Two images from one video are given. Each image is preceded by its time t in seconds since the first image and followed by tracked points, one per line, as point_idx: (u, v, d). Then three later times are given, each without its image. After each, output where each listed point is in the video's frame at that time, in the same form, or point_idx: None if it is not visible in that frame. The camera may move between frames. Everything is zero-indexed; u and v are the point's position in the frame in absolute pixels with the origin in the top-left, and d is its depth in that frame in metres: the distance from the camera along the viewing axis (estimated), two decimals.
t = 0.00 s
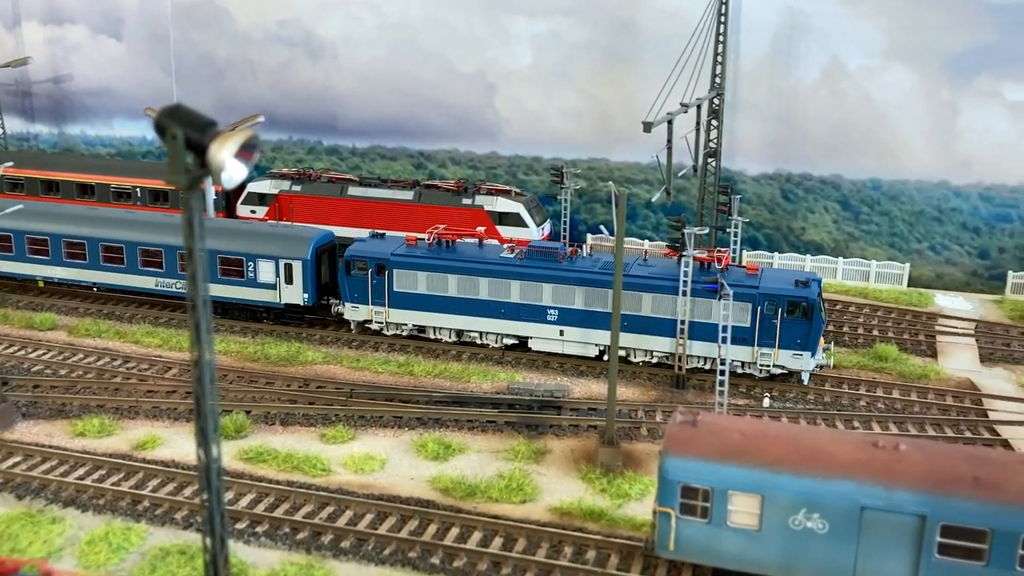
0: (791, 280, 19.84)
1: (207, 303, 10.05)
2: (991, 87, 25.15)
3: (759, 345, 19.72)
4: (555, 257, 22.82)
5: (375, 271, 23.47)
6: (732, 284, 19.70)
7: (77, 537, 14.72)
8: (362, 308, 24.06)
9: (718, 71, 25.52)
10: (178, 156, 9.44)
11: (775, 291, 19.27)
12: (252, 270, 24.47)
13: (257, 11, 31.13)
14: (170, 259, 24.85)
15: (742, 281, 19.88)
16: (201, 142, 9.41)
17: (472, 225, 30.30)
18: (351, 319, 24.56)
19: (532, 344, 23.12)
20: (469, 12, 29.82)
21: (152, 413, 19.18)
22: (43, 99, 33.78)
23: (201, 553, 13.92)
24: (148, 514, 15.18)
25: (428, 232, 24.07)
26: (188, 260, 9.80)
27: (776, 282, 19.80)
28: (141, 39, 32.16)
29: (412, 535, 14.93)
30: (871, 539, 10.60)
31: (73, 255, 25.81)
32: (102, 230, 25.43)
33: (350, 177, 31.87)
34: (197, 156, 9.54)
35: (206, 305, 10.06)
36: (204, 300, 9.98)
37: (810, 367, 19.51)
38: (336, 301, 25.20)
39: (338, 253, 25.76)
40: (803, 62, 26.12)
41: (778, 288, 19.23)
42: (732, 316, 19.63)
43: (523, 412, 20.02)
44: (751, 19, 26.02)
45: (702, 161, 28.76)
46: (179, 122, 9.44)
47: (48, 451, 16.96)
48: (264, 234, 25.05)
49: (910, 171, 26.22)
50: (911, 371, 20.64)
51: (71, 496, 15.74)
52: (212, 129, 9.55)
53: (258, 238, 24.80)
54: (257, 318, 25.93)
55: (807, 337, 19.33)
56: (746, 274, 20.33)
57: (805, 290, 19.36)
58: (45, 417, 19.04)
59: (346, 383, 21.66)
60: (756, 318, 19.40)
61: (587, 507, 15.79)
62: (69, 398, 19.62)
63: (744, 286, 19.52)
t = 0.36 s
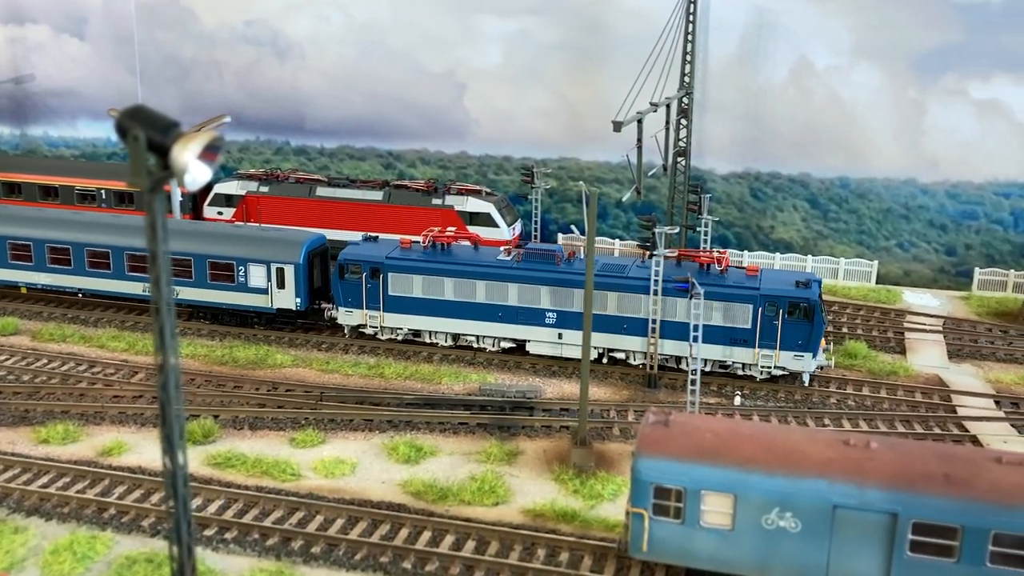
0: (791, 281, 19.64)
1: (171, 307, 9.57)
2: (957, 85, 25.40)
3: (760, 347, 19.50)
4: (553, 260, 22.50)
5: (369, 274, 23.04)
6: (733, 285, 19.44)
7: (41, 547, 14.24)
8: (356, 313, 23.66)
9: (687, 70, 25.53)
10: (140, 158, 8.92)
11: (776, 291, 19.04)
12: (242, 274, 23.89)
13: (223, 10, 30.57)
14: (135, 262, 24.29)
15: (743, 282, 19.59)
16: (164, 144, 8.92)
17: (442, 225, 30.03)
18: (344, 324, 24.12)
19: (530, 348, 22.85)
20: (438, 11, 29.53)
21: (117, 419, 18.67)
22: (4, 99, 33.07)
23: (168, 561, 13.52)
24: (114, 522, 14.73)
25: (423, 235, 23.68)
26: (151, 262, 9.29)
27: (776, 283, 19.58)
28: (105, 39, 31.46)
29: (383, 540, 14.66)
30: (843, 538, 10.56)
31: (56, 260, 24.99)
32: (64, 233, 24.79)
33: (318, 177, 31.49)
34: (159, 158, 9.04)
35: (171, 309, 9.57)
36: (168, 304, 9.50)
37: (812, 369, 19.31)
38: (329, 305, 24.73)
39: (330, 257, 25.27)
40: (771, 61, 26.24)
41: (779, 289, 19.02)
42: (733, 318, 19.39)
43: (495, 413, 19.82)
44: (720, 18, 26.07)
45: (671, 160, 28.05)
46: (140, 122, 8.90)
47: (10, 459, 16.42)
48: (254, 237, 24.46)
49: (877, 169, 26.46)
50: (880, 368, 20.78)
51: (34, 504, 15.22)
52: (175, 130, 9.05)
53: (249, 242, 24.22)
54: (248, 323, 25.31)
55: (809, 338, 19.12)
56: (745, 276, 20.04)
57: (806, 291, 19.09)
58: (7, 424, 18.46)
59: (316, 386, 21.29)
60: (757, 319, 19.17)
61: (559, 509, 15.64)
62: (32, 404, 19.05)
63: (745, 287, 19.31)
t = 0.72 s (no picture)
0: (794, 282, 19.44)
1: (135, 311, 9.15)
2: (923, 84, 25.65)
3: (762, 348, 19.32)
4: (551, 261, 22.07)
5: (364, 278, 22.54)
6: (735, 287, 19.20)
7: (3, 559, 13.76)
8: (351, 317, 23.11)
9: (656, 69, 25.52)
10: (101, 161, 8.50)
11: (780, 293, 18.81)
12: (234, 279, 23.28)
13: (188, 9, 29.96)
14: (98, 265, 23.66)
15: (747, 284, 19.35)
16: (126, 146, 8.52)
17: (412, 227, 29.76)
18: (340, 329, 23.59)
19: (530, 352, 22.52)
20: (407, 10, 29.21)
21: (83, 425, 18.17)
22: None
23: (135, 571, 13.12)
24: (80, 530, 14.29)
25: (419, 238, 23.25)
26: (113, 266, 8.87)
27: (778, 284, 19.39)
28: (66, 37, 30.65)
29: (355, 545, 14.39)
30: (816, 537, 10.52)
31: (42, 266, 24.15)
32: (25, 236, 24.10)
33: (286, 178, 31.07)
34: (121, 160, 8.64)
35: (134, 314, 9.16)
36: (132, 308, 9.08)
37: (815, 370, 19.13)
38: (324, 310, 24.20)
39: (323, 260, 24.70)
40: (740, 60, 26.34)
41: (782, 290, 18.83)
42: (735, 320, 19.17)
43: (467, 415, 19.60)
44: (689, 17, 26.10)
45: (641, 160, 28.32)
46: (101, 124, 8.49)
47: None
48: (247, 241, 23.83)
49: (845, 167, 26.70)
50: (850, 365, 20.91)
51: None
52: (137, 132, 8.67)
53: (241, 246, 23.61)
54: (241, 329, 24.74)
55: (811, 339, 18.94)
56: (745, 278, 19.76)
57: (808, 292, 18.92)
58: None
59: (285, 389, 20.90)
60: (759, 321, 18.96)
61: (532, 511, 15.48)
62: None
63: (747, 289, 19.10)
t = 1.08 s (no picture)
0: (799, 283, 19.26)
1: (99, 317, 8.84)
2: (890, 82, 25.86)
3: (767, 349, 19.19)
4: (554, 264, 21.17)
5: (363, 282, 22.07)
6: (740, 289, 19.01)
7: None
8: (349, 321, 22.63)
9: (626, 68, 25.48)
10: (62, 164, 8.15)
11: (786, 294, 18.63)
12: (229, 284, 22.67)
13: (152, 8, 29.35)
14: (61, 269, 23.05)
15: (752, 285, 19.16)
16: (88, 149, 8.19)
17: (382, 228, 29.48)
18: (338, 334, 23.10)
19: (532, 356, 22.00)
20: (375, 9, 28.86)
21: (47, 432, 17.67)
22: None
23: None
24: (44, 540, 13.83)
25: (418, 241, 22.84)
26: (75, 272, 8.52)
27: (782, 285, 19.22)
28: (27, 36, 29.88)
29: (326, 551, 14.10)
30: (789, 536, 10.48)
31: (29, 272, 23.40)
32: None
33: (254, 179, 30.61)
34: (82, 163, 8.30)
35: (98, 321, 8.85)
36: (95, 315, 8.76)
37: (820, 371, 18.93)
38: (320, 315, 23.69)
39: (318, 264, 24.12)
40: (708, 59, 26.46)
41: (786, 291, 18.66)
42: (740, 322, 19.00)
43: (438, 417, 19.39)
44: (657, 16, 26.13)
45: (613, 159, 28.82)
46: (62, 126, 8.11)
47: None
48: (242, 245, 23.19)
49: (813, 165, 26.93)
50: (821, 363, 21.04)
51: None
52: (98, 134, 8.34)
53: (236, 250, 23.00)
54: (235, 334, 24.14)
55: (816, 340, 18.75)
56: (749, 279, 19.73)
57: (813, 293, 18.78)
58: None
59: (254, 393, 20.53)
60: (764, 322, 18.79)
61: (505, 513, 15.30)
62: None
63: (751, 290, 18.93)
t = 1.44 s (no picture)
0: (803, 284, 19.27)
1: (60, 322, 8.53)
2: (858, 81, 26.04)
3: (772, 351, 19.17)
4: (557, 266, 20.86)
5: (363, 286, 21.80)
6: (746, 290, 18.97)
7: None
8: (349, 326, 22.33)
9: (595, 67, 25.40)
10: (20, 167, 7.84)
11: (792, 295, 18.61)
12: (225, 289, 22.18)
13: (116, 7, 28.69)
14: (22, 273, 22.46)
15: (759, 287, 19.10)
16: (46, 151, 7.84)
17: (351, 228, 29.14)
18: (337, 338, 22.73)
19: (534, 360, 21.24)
20: (343, 8, 28.48)
21: (10, 440, 17.16)
22: None
23: None
24: (6, 551, 13.37)
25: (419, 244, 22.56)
26: (35, 275, 8.19)
27: (787, 286, 19.20)
28: None
29: (297, 557, 13.81)
30: (762, 535, 10.44)
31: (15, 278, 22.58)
32: None
33: (221, 180, 30.11)
34: (42, 165, 7.96)
35: (60, 325, 8.54)
36: (56, 319, 8.45)
37: (824, 372, 18.95)
38: (318, 319, 23.23)
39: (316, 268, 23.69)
40: (677, 59, 26.52)
41: (791, 292, 18.64)
42: (747, 323, 18.95)
43: (410, 420, 19.18)
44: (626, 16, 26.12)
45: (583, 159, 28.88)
46: (20, 127, 7.79)
47: None
48: (238, 249, 22.70)
49: (782, 164, 27.11)
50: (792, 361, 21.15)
51: None
52: (59, 136, 7.98)
53: (232, 254, 22.50)
54: (231, 340, 23.58)
55: (821, 341, 18.74)
56: (753, 280, 19.72)
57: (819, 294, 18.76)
58: None
59: (223, 398, 20.13)
60: (769, 324, 18.76)
61: (478, 516, 15.13)
62: None
63: (756, 291, 18.91)
